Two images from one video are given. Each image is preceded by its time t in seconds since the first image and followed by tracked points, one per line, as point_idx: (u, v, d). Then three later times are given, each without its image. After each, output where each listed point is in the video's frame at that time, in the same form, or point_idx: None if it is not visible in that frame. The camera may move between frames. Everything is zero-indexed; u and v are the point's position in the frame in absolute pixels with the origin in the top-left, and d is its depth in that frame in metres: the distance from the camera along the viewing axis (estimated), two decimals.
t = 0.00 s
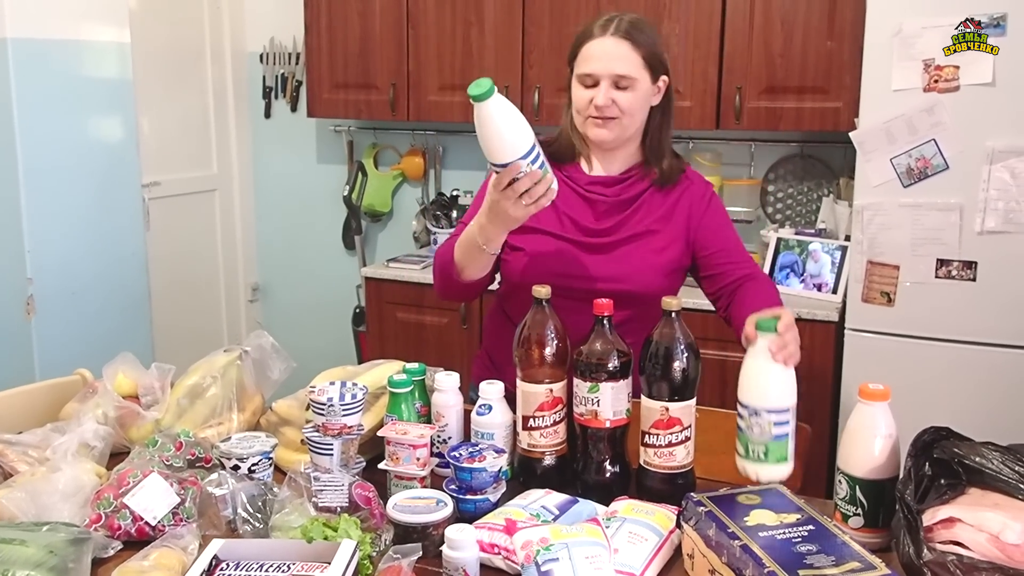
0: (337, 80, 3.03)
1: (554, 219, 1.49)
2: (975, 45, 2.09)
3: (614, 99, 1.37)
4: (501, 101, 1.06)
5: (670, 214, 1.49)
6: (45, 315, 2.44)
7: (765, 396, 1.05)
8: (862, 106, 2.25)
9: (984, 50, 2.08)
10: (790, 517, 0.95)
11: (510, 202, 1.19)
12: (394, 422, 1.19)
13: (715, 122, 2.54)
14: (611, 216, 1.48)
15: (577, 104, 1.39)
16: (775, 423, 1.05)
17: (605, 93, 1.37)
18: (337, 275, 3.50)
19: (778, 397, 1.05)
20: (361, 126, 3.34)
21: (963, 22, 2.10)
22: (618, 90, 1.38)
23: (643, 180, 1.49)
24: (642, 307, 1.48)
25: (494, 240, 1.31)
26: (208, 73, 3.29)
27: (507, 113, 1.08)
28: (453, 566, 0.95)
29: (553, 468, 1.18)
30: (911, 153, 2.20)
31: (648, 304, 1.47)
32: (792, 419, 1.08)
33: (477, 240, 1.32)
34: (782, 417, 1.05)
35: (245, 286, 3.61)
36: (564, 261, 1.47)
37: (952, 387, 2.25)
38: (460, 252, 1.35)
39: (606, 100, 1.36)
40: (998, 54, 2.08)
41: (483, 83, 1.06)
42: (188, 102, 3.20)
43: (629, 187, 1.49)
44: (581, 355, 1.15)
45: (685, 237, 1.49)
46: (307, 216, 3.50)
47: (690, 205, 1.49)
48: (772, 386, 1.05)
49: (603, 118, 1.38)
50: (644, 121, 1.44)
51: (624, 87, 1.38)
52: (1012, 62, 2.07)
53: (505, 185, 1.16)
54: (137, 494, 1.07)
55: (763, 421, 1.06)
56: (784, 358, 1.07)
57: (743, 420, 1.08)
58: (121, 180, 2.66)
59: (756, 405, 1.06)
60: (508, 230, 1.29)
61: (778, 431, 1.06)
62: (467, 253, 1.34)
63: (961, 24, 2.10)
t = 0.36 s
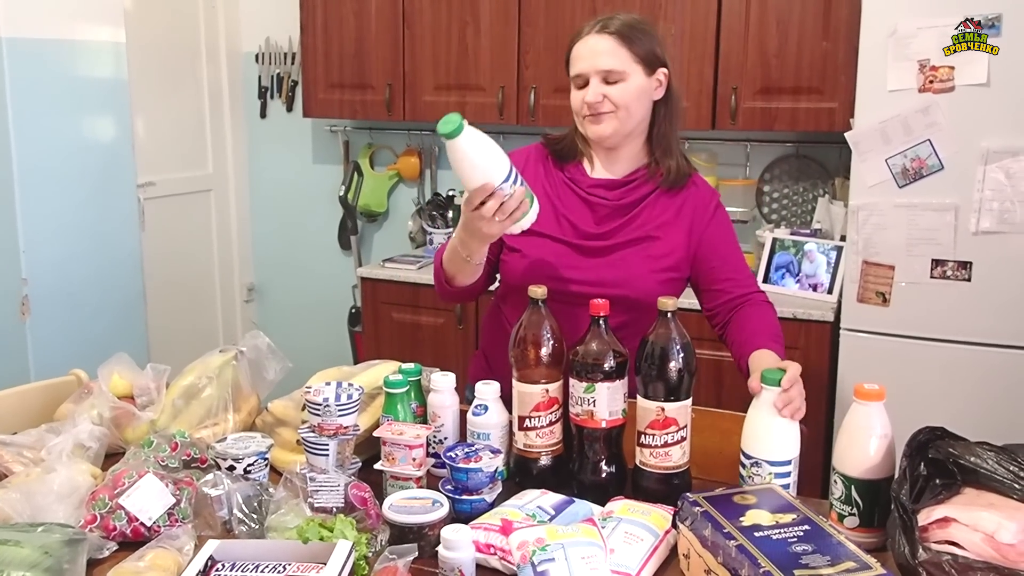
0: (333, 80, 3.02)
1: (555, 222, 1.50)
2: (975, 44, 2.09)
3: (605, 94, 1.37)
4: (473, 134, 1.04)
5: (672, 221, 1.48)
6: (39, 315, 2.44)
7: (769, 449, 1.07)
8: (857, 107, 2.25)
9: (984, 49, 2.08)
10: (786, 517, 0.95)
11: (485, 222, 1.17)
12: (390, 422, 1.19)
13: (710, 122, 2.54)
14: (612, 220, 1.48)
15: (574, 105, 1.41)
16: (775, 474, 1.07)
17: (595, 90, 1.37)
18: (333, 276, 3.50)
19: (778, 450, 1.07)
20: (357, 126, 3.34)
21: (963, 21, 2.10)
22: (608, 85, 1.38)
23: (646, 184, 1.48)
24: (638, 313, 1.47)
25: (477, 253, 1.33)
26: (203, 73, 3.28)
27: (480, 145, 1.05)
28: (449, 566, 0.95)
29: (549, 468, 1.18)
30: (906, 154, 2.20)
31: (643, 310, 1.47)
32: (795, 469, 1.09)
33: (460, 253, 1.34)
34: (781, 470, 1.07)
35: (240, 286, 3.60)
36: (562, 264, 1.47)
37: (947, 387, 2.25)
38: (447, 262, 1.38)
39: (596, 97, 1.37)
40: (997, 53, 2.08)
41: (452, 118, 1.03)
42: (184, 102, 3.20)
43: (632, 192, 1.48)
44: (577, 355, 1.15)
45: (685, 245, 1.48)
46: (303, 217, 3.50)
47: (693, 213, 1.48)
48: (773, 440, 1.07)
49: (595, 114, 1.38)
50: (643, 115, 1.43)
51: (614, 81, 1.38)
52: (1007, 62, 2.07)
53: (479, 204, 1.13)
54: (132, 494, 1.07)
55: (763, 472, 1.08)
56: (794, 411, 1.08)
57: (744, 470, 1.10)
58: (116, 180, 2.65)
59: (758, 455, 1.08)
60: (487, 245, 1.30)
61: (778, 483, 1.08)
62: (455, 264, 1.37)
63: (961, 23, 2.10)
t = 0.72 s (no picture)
0: (331, 84, 3.03)
1: (535, 226, 1.51)
2: (976, 45, 2.09)
3: (566, 99, 1.40)
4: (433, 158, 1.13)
5: (649, 215, 1.50)
6: (37, 319, 2.43)
7: (766, 452, 1.07)
8: (854, 112, 2.26)
9: (985, 50, 2.09)
10: (783, 521, 0.95)
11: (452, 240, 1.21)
12: (388, 426, 1.19)
13: (708, 128, 2.55)
14: (591, 219, 1.49)
15: (537, 112, 1.44)
16: (772, 478, 1.08)
17: (556, 96, 1.40)
18: (331, 281, 3.50)
19: (774, 454, 1.07)
20: (355, 131, 3.34)
21: (963, 21, 2.10)
22: (568, 89, 1.40)
23: (620, 182, 1.50)
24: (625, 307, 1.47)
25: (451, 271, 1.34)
26: (201, 77, 3.29)
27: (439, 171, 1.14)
28: (448, 570, 0.95)
29: (546, 473, 1.18)
30: (903, 159, 2.21)
31: (631, 305, 1.48)
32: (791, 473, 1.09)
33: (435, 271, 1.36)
34: (778, 474, 1.07)
35: (238, 290, 3.60)
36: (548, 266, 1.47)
37: (945, 392, 2.26)
38: (426, 286, 1.40)
39: (557, 102, 1.40)
40: (998, 53, 2.08)
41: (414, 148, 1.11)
42: (182, 106, 3.20)
43: (608, 190, 1.50)
44: (574, 359, 1.16)
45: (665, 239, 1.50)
46: (301, 221, 3.50)
47: (668, 206, 1.51)
48: (771, 444, 1.07)
49: (559, 119, 1.41)
50: (606, 115, 1.46)
51: (574, 85, 1.40)
52: (1002, 67, 2.08)
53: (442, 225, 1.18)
54: (130, 499, 1.07)
55: (760, 475, 1.08)
56: (789, 412, 1.08)
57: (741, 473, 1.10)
58: (114, 184, 2.65)
59: (755, 458, 1.08)
60: (459, 261, 1.32)
61: (775, 486, 1.08)
62: (434, 285, 1.39)
63: (961, 24, 2.10)
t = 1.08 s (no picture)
0: (330, 87, 3.03)
1: (521, 228, 1.52)
2: (975, 45, 2.10)
3: (549, 106, 1.40)
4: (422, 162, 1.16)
5: (631, 212, 1.51)
6: (36, 322, 2.43)
7: (764, 453, 1.07)
8: (852, 115, 2.26)
9: (984, 50, 2.09)
10: (782, 523, 0.95)
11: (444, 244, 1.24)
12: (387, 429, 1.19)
13: (706, 131, 2.55)
14: (575, 219, 1.51)
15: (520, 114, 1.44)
16: (770, 480, 1.08)
17: (540, 102, 1.41)
18: (330, 284, 3.50)
19: (772, 456, 1.07)
20: (354, 134, 3.35)
21: (963, 22, 2.10)
22: (553, 96, 1.41)
23: (602, 182, 1.52)
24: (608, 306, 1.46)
25: (439, 276, 1.36)
26: (200, 80, 3.29)
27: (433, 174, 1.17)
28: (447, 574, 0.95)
29: (545, 475, 1.18)
30: (901, 162, 2.21)
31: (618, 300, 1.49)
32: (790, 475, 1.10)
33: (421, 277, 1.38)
34: (776, 476, 1.08)
35: (237, 294, 3.60)
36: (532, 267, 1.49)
37: (943, 394, 2.26)
38: (416, 292, 1.41)
39: (540, 109, 1.40)
40: (997, 54, 2.08)
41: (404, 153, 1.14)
42: (181, 109, 3.20)
43: (589, 190, 1.51)
44: (573, 362, 1.16)
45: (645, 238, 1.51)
46: (300, 224, 3.50)
47: (650, 202, 1.52)
48: (768, 446, 1.07)
49: (541, 125, 1.42)
50: (588, 124, 1.46)
51: (559, 92, 1.41)
52: (1000, 69, 2.09)
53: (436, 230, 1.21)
54: (128, 502, 1.07)
55: (758, 477, 1.08)
56: (788, 414, 1.08)
57: (739, 476, 1.10)
58: (112, 187, 2.65)
59: (754, 460, 1.08)
60: (447, 266, 1.33)
61: (774, 488, 1.08)
62: (424, 291, 1.40)
63: (960, 24, 2.10)
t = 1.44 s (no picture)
0: (330, 91, 3.03)
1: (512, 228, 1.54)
2: (976, 44, 2.10)
3: (560, 111, 1.41)
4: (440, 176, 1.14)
5: (612, 212, 1.49)
6: (37, 326, 2.44)
7: (764, 456, 1.07)
8: (852, 117, 2.26)
9: (985, 49, 2.09)
10: (783, 526, 0.95)
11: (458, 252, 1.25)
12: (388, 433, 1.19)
13: (706, 133, 2.55)
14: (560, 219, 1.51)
15: (528, 116, 1.44)
16: (771, 482, 1.08)
17: (551, 107, 1.41)
18: (330, 287, 3.50)
19: (774, 459, 1.07)
20: (354, 137, 3.35)
21: (964, 21, 2.10)
22: (564, 102, 1.42)
23: (589, 183, 1.51)
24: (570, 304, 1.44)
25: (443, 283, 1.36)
26: (200, 84, 3.29)
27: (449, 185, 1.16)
28: None
29: (546, 478, 1.18)
30: (901, 163, 2.21)
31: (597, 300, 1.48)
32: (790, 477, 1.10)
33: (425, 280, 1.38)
34: (777, 478, 1.08)
35: (237, 297, 3.60)
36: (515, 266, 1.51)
37: (944, 396, 2.26)
38: (418, 294, 1.42)
39: (551, 113, 1.41)
40: (998, 53, 2.08)
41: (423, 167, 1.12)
42: (181, 112, 3.21)
43: (576, 191, 1.51)
44: (573, 364, 1.15)
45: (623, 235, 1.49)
46: (300, 227, 3.51)
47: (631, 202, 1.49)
48: (769, 448, 1.07)
49: (550, 130, 1.43)
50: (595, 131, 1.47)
51: (570, 99, 1.42)
52: (1000, 71, 2.09)
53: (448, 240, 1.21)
54: (129, 506, 1.07)
55: (759, 480, 1.08)
56: (788, 417, 1.08)
57: (740, 478, 1.10)
58: (113, 190, 2.66)
59: (754, 462, 1.08)
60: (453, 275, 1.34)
61: (775, 491, 1.08)
62: (426, 294, 1.41)
63: (961, 24, 2.10)
